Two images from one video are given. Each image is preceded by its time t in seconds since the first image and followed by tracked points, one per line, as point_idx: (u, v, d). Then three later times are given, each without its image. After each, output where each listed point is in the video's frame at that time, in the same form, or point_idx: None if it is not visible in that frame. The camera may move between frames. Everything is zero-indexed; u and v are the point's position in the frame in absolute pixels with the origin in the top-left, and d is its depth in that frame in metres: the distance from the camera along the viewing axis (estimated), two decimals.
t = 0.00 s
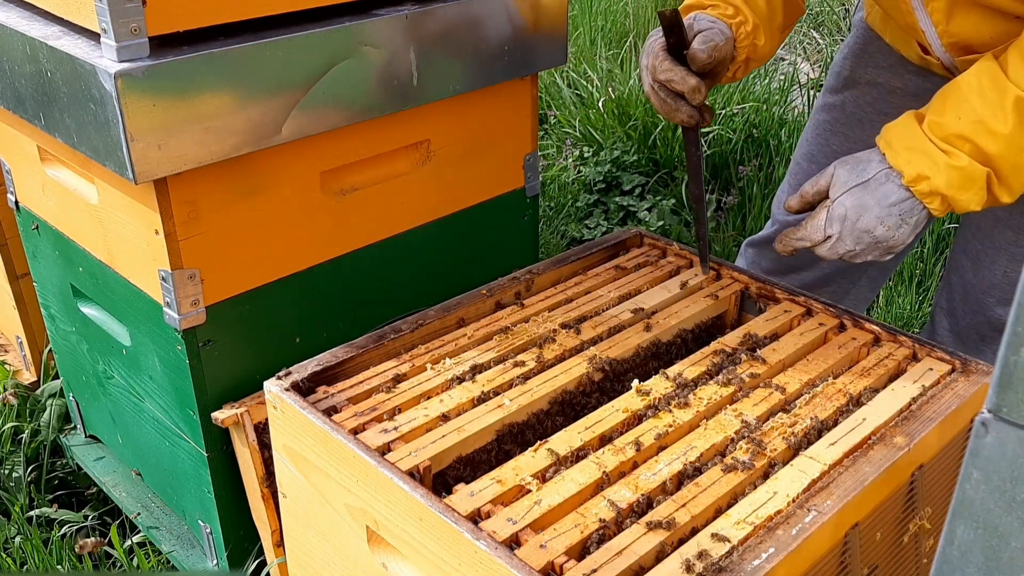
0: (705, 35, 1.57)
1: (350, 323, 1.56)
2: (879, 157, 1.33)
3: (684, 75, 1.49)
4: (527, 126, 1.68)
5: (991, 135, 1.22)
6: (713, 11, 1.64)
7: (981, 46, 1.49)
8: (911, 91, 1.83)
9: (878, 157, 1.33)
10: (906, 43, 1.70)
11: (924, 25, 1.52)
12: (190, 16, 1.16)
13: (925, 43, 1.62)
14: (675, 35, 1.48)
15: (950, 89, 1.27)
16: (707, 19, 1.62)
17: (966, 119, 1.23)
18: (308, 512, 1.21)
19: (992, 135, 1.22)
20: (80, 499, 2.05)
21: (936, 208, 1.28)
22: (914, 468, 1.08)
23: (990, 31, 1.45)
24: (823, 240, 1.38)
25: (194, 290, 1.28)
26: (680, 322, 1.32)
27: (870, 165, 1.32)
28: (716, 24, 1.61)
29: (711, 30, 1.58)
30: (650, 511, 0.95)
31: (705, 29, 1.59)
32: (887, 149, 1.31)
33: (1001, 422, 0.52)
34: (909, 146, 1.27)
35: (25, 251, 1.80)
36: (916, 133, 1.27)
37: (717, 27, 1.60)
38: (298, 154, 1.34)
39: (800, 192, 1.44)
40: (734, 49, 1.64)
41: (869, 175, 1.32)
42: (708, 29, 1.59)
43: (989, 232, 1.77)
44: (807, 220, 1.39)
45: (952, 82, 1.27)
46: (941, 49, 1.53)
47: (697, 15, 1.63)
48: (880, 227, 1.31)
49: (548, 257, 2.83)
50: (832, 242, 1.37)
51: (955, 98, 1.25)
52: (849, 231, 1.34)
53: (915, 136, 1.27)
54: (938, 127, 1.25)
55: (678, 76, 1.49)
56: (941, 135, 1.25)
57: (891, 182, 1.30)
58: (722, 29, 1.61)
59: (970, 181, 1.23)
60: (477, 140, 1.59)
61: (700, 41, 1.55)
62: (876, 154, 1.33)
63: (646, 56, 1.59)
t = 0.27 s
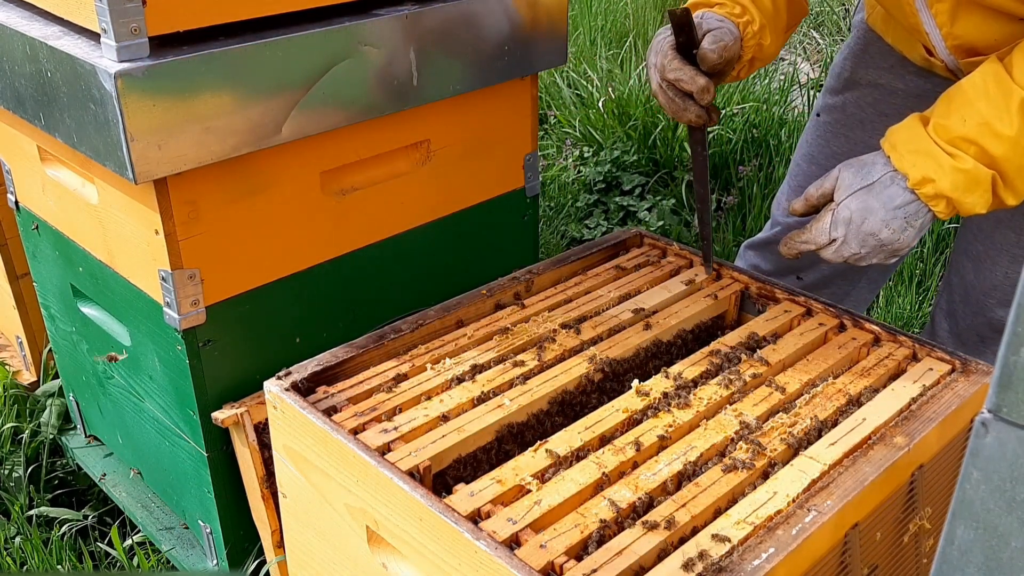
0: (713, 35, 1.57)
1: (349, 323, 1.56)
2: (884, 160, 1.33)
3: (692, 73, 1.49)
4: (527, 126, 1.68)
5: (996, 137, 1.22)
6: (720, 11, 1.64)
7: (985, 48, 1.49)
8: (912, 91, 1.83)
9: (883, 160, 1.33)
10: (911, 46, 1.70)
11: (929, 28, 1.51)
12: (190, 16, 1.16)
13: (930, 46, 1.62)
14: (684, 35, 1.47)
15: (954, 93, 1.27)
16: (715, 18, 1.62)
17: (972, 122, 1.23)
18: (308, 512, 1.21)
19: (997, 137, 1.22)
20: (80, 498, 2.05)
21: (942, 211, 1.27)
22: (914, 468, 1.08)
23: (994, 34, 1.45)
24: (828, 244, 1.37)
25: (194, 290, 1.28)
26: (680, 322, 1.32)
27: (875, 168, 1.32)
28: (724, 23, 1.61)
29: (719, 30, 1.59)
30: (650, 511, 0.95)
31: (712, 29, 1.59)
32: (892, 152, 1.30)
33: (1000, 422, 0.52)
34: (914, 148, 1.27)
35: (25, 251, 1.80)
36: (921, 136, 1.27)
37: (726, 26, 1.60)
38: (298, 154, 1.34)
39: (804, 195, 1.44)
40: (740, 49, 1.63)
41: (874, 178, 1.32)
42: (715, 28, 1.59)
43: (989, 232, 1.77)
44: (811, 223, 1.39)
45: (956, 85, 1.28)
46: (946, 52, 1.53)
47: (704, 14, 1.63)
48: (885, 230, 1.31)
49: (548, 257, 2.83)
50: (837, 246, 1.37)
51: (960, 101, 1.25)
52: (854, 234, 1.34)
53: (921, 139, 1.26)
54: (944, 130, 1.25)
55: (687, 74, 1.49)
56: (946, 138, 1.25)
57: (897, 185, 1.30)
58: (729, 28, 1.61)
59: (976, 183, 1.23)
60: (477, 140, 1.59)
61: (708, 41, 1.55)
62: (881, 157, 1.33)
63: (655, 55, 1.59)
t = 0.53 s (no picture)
0: (704, 33, 1.57)
1: (350, 323, 1.56)
2: (885, 163, 1.33)
3: (683, 72, 1.49)
4: (527, 126, 1.68)
5: (998, 139, 1.22)
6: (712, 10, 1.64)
7: (986, 48, 1.49)
8: (912, 91, 1.83)
9: (885, 162, 1.33)
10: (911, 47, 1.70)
11: (930, 27, 1.51)
12: (190, 16, 1.16)
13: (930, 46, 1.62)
14: (675, 36, 1.48)
15: (955, 94, 1.27)
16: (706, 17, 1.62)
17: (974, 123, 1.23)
18: (308, 512, 1.21)
19: (999, 139, 1.22)
20: (80, 499, 2.05)
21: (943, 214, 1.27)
22: (914, 468, 1.08)
23: (995, 34, 1.45)
24: (830, 246, 1.38)
25: (194, 290, 1.28)
26: (680, 322, 1.32)
27: (877, 171, 1.32)
28: (716, 22, 1.61)
29: (710, 28, 1.59)
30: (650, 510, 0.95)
31: (704, 28, 1.59)
32: (894, 154, 1.30)
33: (1000, 422, 0.52)
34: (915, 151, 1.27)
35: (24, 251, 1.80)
36: (923, 138, 1.27)
37: (718, 25, 1.60)
38: (298, 154, 1.34)
39: (806, 197, 1.44)
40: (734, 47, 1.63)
41: (875, 181, 1.32)
42: (707, 27, 1.59)
43: (989, 233, 1.77)
44: (813, 226, 1.39)
45: (958, 87, 1.28)
46: (947, 52, 1.53)
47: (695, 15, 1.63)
48: (887, 233, 1.31)
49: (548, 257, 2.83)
50: (839, 249, 1.37)
51: (962, 103, 1.25)
52: (856, 237, 1.34)
53: (923, 141, 1.26)
54: (946, 132, 1.25)
55: (678, 74, 1.49)
56: (948, 139, 1.25)
57: (899, 188, 1.30)
58: (722, 27, 1.61)
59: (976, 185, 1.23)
60: (477, 140, 1.59)
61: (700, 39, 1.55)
62: (882, 160, 1.33)
63: (648, 55, 1.59)
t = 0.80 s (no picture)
0: (699, 33, 1.57)
1: (350, 323, 1.56)
2: (885, 166, 1.33)
3: (677, 73, 1.49)
4: (527, 126, 1.68)
5: (997, 141, 1.21)
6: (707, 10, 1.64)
7: (986, 50, 1.49)
8: (912, 92, 1.83)
9: (884, 166, 1.33)
10: (911, 48, 1.70)
11: (928, 29, 1.51)
12: (190, 16, 1.16)
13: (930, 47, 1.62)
14: (669, 36, 1.47)
15: (955, 98, 1.27)
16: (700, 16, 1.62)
17: (973, 127, 1.23)
18: (308, 512, 1.21)
19: (998, 142, 1.21)
20: (80, 498, 2.05)
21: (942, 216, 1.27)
22: (914, 468, 1.08)
23: (995, 34, 1.45)
24: (829, 250, 1.38)
25: (194, 290, 1.28)
26: (680, 322, 1.32)
27: (876, 174, 1.33)
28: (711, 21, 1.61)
29: (704, 28, 1.58)
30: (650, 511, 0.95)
31: (698, 27, 1.59)
32: (893, 157, 1.30)
33: (1000, 422, 0.52)
34: (914, 153, 1.27)
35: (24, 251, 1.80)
36: (923, 142, 1.27)
37: (713, 24, 1.60)
38: (298, 154, 1.34)
39: (806, 201, 1.44)
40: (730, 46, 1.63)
41: (875, 184, 1.32)
42: (701, 27, 1.59)
43: (989, 233, 1.77)
44: (812, 230, 1.39)
45: (957, 90, 1.28)
46: (945, 53, 1.53)
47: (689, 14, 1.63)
48: (886, 236, 1.31)
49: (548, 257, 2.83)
50: (838, 252, 1.37)
51: (961, 107, 1.25)
52: (855, 240, 1.34)
53: (922, 145, 1.27)
54: (945, 136, 1.25)
55: (672, 75, 1.49)
56: (947, 143, 1.25)
57: (897, 192, 1.30)
58: (717, 26, 1.61)
59: (975, 189, 1.22)
60: (477, 140, 1.59)
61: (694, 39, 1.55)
62: (881, 164, 1.33)
63: (644, 56, 1.59)
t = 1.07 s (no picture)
0: (705, 45, 1.57)
1: (350, 323, 1.56)
2: (885, 169, 1.33)
3: (684, 86, 1.49)
4: (527, 126, 1.68)
5: (997, 143, 1.21)
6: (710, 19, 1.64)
7: (985, 51, 1.49)
8: (912, 92, 1.83)
9: (885, 168, 1.33)
10: (910, 49, 1.70)
11: (927, 29, 1.51)
12: (190, 16, 1.16)
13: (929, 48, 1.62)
14: (674, 49, 1.47)
15: (955, 100, 1.27)
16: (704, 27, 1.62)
17: (973, 129, 1.23)
18: (308, 512, 1.21)
19: (999, 144, 1.21)
20: (80, 498, 2.05)
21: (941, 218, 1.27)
22: (914, 468, 1.08)
23: (994, 35, 1.45)
24: (831, 253, 1.38)
25: (193, 290, 1.28)
26: (680, 322, 1.32)
27: (877, 176, 1.33)
28: (715, 32, 1.61)
29: (710, 40, 1.58)
30: (651, 511, 0.95)
31: (704, 39, 1.59)
32: (894, 160, 1.30)
33: (1000, 422, 0.52)
34: (914, 155, 1.27)
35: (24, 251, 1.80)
36: (923, 144, 1.27)
37: (718, 36, 1.60)
38: (298, 154, 1.34)
39: (808, 203, 1.45)
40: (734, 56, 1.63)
41: (875, 187, 1.32)
42: (707, 38, 1.59)
43: (989, 233, 1.77)
44: (814, 233, 1.40)
45: (956, 92, 1.28)
46: (944, 54, 1.53)
47: (693, 25, 1.63)
48: (887, 239, 1.31)
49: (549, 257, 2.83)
50: (840, 255, 1.37)
51: (960, 109, 1.25)
52: (856, 242, 1.34)
53: (922, 147, 1.27)
54: (945, 138, 1.25)
55: (677, 88, 1.49)
56: (947, 145, 1.25)
57: (897, 194, 1.30)
58: (723, 37, 1.61)
59: (975, 191, 1.23)
60: (477, 140, 1.59)
61: (700, 51, 1.55)
62: (881, 166, 1.34)
63: (649, 68, 1.59)
